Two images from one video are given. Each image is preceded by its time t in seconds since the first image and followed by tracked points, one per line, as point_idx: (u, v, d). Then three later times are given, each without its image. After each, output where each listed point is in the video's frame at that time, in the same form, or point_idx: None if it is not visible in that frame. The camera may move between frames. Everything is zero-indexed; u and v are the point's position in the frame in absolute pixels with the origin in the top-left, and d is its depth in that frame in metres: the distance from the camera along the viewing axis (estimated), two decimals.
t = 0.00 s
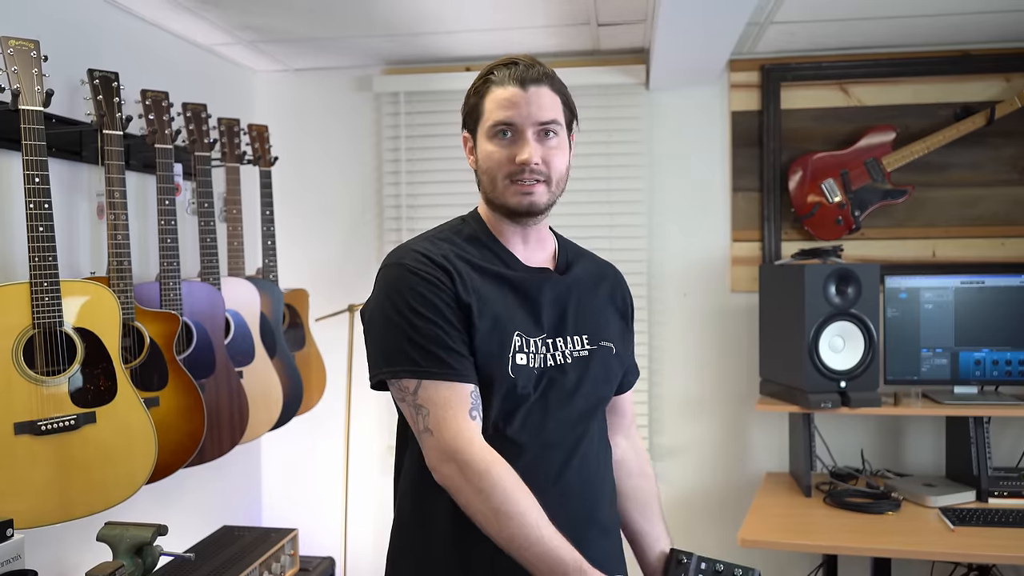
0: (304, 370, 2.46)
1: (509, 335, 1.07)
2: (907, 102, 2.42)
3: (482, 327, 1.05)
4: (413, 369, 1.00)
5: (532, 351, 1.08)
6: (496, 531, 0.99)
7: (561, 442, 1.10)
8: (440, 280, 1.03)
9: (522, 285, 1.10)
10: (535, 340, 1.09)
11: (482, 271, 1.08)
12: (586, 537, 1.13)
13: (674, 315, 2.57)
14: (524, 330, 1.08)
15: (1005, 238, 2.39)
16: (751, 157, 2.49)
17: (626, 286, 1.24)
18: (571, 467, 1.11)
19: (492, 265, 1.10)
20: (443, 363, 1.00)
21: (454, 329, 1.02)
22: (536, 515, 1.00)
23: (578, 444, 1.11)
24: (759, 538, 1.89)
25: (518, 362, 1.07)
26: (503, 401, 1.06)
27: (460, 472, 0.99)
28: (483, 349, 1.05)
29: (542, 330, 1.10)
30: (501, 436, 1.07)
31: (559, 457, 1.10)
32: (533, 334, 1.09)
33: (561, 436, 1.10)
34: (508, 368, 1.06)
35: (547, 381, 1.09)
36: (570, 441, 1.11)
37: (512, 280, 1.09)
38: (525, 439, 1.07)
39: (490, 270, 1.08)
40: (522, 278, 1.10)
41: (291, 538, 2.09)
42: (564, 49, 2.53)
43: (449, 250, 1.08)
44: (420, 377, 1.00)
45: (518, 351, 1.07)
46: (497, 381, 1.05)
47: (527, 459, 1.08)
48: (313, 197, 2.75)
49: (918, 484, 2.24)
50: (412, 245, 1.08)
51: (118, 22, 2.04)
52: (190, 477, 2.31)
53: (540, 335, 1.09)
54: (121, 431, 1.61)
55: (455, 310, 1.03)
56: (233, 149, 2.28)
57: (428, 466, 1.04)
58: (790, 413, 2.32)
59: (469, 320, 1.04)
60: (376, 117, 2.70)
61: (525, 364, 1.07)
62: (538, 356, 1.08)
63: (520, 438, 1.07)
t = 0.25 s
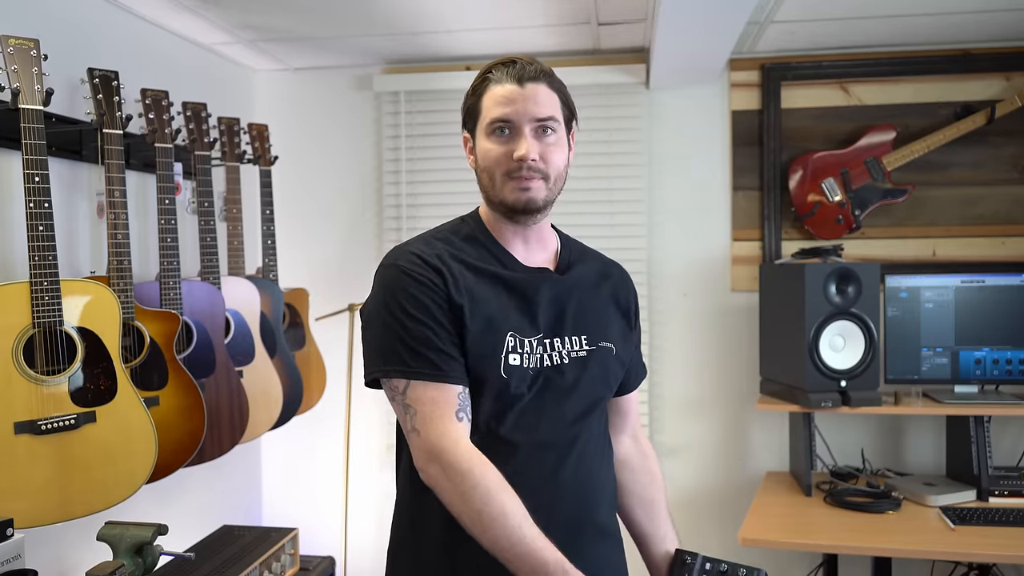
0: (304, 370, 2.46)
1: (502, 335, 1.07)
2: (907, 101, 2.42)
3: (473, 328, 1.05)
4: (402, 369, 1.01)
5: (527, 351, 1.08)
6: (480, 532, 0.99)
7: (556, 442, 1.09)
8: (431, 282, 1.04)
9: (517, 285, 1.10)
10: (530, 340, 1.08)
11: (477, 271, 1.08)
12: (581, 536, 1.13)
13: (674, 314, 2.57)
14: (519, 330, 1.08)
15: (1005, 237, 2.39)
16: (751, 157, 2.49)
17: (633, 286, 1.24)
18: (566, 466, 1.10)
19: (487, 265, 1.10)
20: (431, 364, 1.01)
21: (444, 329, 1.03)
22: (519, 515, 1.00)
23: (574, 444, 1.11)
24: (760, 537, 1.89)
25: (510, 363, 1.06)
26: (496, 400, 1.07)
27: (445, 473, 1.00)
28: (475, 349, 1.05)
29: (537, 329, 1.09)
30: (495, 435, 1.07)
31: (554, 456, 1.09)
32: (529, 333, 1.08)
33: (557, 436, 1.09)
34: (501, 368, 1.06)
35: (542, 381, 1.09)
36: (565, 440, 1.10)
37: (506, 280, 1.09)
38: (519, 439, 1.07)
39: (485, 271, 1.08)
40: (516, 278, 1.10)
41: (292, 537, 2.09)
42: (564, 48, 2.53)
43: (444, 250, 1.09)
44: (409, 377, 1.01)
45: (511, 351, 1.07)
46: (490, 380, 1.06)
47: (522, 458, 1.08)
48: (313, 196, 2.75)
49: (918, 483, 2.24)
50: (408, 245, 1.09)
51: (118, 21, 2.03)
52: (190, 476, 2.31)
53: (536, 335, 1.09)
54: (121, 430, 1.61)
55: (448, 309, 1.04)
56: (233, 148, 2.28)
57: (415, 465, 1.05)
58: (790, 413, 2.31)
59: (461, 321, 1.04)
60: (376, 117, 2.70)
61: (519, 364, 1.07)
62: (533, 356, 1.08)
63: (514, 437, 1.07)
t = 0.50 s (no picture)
0: (304, 370, 2.46)
1: (500, 340, 1.07)
2: (907, 101, 2.42)
3: (469, 333, 1.06)
4: (378, 381, 1.03)
5: (527, 355, 1.08)
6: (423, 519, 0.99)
7: (557, 445, 1.09)
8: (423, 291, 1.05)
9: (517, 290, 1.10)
10: (530, 344, 1.09)
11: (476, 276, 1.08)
12: (582, 539, 1.12)
13: (674, 314, 2.57)
14: (518, 333, 1.08)
15: (1005, 237, 2.39)
16: (751, 156, 2.49)
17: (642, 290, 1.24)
18: (566, 467, 1.10)
19: (489, 267, 1.10)
20: (409, 379, 1.03)
21: (427, 339, 1.04)
22: (455, 500, 1.00)
23: (574, 446, 1.11)
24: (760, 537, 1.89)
25: (509, 367, 1.07)
26: (495, 404, 1.07)
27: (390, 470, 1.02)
28: (472, 354, 1.06)
29: (538, 333, 1.10)
30: (495, 436, 1.07)
31: (554, 458, 1.09)
32: (529, 337, 1.09)
33: (558, 438, 1.09)
34: (498, 372, 1.06)
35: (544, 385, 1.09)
36: (565, 442, 1.10)
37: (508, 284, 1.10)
38: (520, 441, 1.07)
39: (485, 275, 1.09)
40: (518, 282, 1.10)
41: (292, 537, 2.09)
42: (564, 48, 2.53)
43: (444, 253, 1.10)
44: (385, 389, 1.03)
45: (509, 356, 1.07)
46: (488, 384, 1.06)
47: (524, 460, 1.07)
48: (313, 195, 2.74)
49: (918, 483, 2.24)
50: (409, 247, 1.10)
51: (118, 21, 2.03)
52: (190, 476, 2.31)
53: (536, 338, 1.09)
54: (121, 430, 1.61)
55: (436, 318, 1.05)
56: (232, 148, 2.28)
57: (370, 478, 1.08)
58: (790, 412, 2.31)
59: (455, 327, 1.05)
60: (376, 116, 2.69)
61: (518, 368, 1.07)
62: (535, 359, 1.08)
63: (515, 438, 1.07)
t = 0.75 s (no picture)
0: (304, 369, 2.46)
1: (500, 340, 1.08)
2: (907, 100, 2.42)
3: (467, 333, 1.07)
4: (364, 376, 1.06)
5: (527, 356, 1.08)
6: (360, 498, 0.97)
7: (558, 446, 1.09)
8: (420, 290, 1.08)
9: (518, 290, 1.11)
10: (529, 345, 1.09)
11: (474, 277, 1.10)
12: (582, 542, 1.11)
13: (674, 314, 2.57)
14: (517, 334, 1.09)
15: (1005, 236, 2.39)
16: (750, 155, 2.49)
17: (649, 295, 1.24)
18: (567, 468, 1.09)
19: (491, 268, 1.12)
20: (396, 379, 1.06)
21: (417, 340, 1.07)
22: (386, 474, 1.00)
23: (574, 447, 1.10)
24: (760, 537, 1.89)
25: (508, 368, 1.07)
26: (495, 404, 1.07)
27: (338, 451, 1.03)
28: (470, 353, 1.06)
29: (538, 334, 1.10)
30: (495, 436, 1.07)
31: (555, 460, 1.09)
32: (529, 338, 1.09)
33: (558, 440, 1.09)
34: (496, 372, 1.07)
35: (545, 387, 1.09)
36: (566, 444, 1.10)
37: (508, 284, 1.11)
38: (521, 441, 1.07)
39: (483, 276, 1.10)
40: (519, 282, 1.12)
41: (291, 537, 2.09)
42: (564, 47, 2.53)
43: (445, 252, 1.12)
44: (370, 386, 1.06)
45: (508, 356, 1.08)
46: (486, 383, 1.07)
47: (525, 462, 1.07)
48: (313, 195, 2.74)
49: (918, 482, 2.24)
50: (413, 246, 1.13)
51: (117, 20, 2.03)
52: (190, 475, 2.31)
53: (537, 340, 1.10)
54: (121, 430, 1.61)
55: (428, 319, 1.07)
56: (232, 147, 2.28)
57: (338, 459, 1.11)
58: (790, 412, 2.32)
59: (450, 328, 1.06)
60: (376, 116, 2.69)
61: (517, 368, 1.07)
62: (535, 360, 1.09)
63: (515, 439, 1.07)
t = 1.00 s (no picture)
0: (303, 369, 2.46)
1: (496, 338, 1.08)
2: (906, 98, 2.41)
3: (462, 332, 1.07)
4: (360, 373, 1.06)
5: (524, 355, 1.08)
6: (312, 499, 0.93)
7: (556, 446, 1.09)
8: (416, 288, 1.08)
9: (516, 289, 1.12)
10: (526, 344, 1.09)
11: (470, 276, 1.11)
12: (583, 542, 1.11)
13: (673, 313, 2.57)
14: (514, 333, 1.09)
15: (1004, 235, 2.39)
16: (750, 154, 2.49)
17: (653, 293, 1.24)
18: (565, 469, 1.09)
19: (489, 266, 1.12)
20: (389, 376, 1.06)
21: (412, 338, 1.07)
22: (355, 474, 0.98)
23: (573, 447, 1.10)
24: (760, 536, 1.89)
25: (504, 366, 1.07)
26: (491, 403, 1.07)
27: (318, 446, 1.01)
28: (466, 352, 1.07)
29: (536, 333, 1.10)
30: (493, 436, 1.07)
31: (554, 460, 1.09)
32: (526, 337, 1.09)
33: (556, 439, 1.09)
34: (492, 371, 1.07)
35: (542, 386, 1.09)
36: (565, 444, 1.09)
37: (506, 282, 1.11)
38: (519, 441, 1.07)
39: (480, 274, 1.11)
40: (517, 280, 1.12)
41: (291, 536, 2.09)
42: (564, 46, 2.53)
43: (442, 251, 1.12)
44: (364, 383, 1.06)
45: (505, 354, 1.08)
46: (482, 382, 1.07)
47: (523, 462, 1.07)
48: (313, 194, 2.74)
49: (918, 481, 2.24)
50: (412, 243, 1.14)
51: (116, 19, 2.03)
52: (190, 475, 2.32)
53: (534, 338, 1.10)
54: (120, 429, 1.61)
55: (423, 317, 1.07)
56: (231, 147, 2.28)
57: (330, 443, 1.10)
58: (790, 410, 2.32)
59: (444, 327, 1.07)
60: (376, 115, 2.69)
61: (513, 367, 1.07)
62: (533, 359, 1.09)
63: (513, 438, 1.07)
